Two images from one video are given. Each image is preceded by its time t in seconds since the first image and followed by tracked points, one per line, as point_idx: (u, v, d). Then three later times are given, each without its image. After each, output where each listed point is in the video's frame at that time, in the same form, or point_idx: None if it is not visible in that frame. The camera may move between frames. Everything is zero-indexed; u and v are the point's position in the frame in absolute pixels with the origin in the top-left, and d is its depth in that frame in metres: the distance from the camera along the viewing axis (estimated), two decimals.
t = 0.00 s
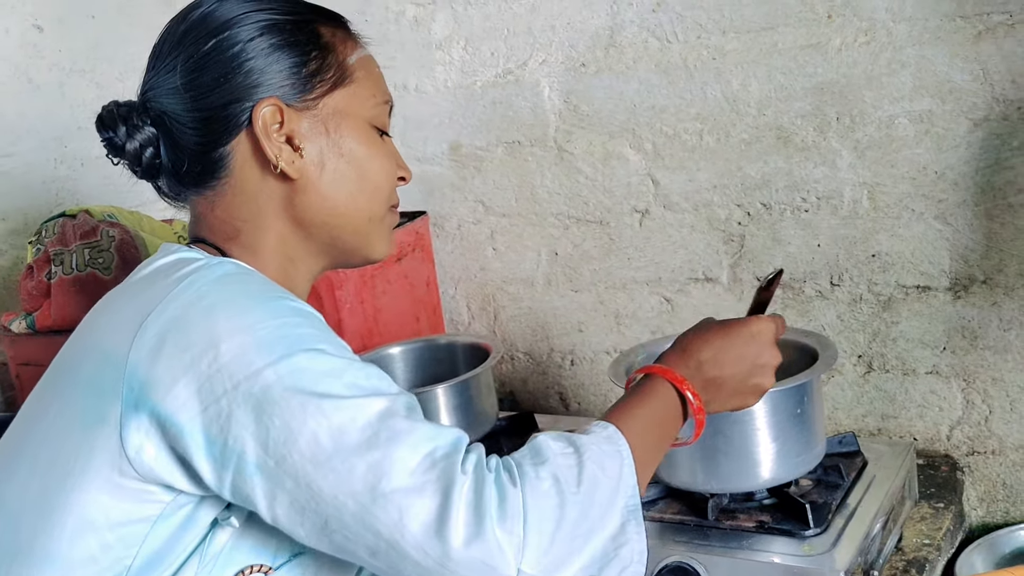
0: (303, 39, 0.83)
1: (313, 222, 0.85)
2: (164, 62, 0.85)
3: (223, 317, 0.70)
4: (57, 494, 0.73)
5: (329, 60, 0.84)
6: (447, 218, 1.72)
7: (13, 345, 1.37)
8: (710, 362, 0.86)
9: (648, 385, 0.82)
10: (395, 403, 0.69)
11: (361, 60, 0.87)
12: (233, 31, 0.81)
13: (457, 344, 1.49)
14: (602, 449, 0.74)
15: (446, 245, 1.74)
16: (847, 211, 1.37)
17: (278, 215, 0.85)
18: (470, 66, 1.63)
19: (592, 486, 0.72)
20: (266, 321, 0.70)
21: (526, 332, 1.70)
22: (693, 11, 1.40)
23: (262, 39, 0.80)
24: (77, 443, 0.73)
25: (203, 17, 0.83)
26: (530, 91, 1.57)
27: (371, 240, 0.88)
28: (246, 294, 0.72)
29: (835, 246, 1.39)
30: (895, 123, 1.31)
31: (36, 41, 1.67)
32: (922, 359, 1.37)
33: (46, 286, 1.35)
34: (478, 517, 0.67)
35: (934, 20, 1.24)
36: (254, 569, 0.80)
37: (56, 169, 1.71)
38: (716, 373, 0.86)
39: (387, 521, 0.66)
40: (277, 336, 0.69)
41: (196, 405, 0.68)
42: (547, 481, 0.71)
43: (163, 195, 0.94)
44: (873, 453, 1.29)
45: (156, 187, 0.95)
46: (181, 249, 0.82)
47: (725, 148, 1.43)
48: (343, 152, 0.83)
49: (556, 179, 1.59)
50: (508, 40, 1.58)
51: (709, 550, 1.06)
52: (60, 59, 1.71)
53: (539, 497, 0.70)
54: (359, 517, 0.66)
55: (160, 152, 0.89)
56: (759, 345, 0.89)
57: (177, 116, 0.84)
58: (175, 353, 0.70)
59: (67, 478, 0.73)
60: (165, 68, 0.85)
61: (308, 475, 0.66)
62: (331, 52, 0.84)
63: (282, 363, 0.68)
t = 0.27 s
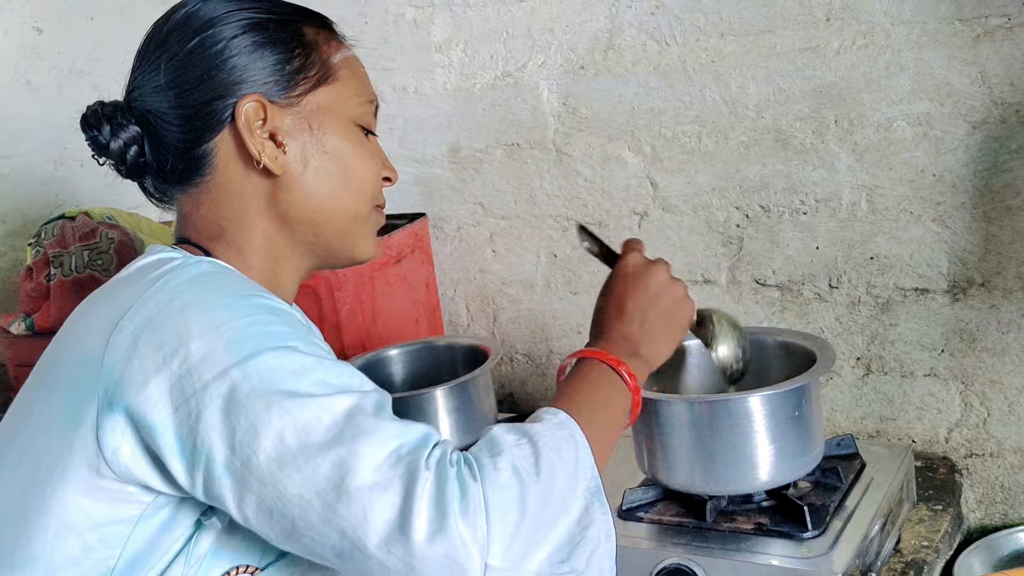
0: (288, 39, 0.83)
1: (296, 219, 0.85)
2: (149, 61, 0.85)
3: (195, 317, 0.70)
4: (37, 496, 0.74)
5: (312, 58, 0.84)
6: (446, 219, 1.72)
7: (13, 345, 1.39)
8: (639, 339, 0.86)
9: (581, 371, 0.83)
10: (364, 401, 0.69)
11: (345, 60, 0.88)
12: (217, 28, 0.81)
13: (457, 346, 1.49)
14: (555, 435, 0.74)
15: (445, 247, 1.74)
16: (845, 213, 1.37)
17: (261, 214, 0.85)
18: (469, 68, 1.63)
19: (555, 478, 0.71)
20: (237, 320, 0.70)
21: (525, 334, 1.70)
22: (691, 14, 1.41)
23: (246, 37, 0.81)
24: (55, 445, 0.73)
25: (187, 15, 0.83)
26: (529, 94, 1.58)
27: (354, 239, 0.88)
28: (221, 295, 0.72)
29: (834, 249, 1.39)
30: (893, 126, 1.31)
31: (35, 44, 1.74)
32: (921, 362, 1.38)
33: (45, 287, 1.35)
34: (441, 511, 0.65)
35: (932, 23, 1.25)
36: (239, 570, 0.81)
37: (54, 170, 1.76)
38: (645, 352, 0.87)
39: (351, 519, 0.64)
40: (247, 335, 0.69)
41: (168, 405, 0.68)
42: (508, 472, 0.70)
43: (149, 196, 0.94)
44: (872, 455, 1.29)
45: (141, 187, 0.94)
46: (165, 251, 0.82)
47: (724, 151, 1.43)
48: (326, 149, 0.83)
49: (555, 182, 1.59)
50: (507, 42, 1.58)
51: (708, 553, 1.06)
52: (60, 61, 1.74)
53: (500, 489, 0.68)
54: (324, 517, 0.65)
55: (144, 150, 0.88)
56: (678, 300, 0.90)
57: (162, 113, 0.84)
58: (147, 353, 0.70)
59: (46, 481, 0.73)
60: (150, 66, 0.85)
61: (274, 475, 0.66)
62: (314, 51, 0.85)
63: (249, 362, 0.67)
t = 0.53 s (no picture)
0: (293, 43, 0.85)
1: (280, 221, 0.83)
2: (153, 49, 0.87)
3: (173, 312, 0.70)
4: (23, 498, 0.75)
5: (315, 64, 0.85)
6: (447, 220, 1.72)
7: (15, 347, 1.39)
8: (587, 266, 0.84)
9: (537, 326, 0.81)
10: (345, 387, 0.68)
11: (349, 72, 0.88)
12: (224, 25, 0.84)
13: (458, 348, 1.49)
14: (524, 396, 0.72)
15: (446, 247, 1.74)
16: (847, 214, 1.37)
17: (247, 211, 0.84)
18: (470, 69, 1.62)
19: (531, 445, 0.69)
20: (215, 314, 0.70)
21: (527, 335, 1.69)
22: (693, 15, 1.40)
23: (251, 36, 0.83)
24: (39, 447, 0.74)
25: (197, 11, 0.86)
26: (530, 95, 1.57)
27: (340, 251, 0.86)
28: (200, 290, 0.72)
29: (835, 250, 1.39)
30: (895, 127, 1.31)
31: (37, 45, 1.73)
32: (923, 363, 1.37)
33: (45, 287, 1.35)
34: (425, 493, 0.64)
35: (935, 24, 1.24)
36: (227, 568, 0.81)
37: (56, 171, 1.76)
38: (599, 274, 0.84)
39: (338, 506, 0.64)
40: (226, 328, 0.69)
41: (148, 402, 0.68)
42: (484, 445, 0.68)
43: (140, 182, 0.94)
44: (874, 457, 1.29)
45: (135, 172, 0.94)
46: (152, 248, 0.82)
47: (726, 151, 1.43)
48: (316, 153, 0.82)
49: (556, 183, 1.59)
50: (508, 43, 1.58)
51: (710, 555, 1.06)
52: (61, 62, 1.74)
53: (480, 465, 0.67)
54: (311, 505, 0.65)
55: (138, 135, 0.89)
56: (610, 202, 0.87)
57: (158, 99, 0.85)
58: (127, 352, 0.70)
59: (30, 483, 0.74)
60: (153, 54, 0.87)
61: (257, 468, 0.65)
62: (318, 58, 0.86)
63: (228, 355, 0.67)
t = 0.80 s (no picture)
0: (292, 37, 0.85)
1: (281, 217, 0.84)
2: (151, 46, 0.87)
3: (178, 312, 0.71)
4: (24, 498, 0.75)
5: (313, 59, 0.85)
6: (448, 219, 1.72)
7: (15, 346, 1.39)
8: (608, 367, 0.88)
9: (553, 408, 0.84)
10: (348, 395, 0.69)
11: (348, 66, 0.88)
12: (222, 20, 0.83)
13: (458, 347, 1.49)
14: (538, 447, 0.75)
15: (447, 246, 1.73)
16: (848, 213, 1.37)
17: (247, 207, 0.84)
18: (471, 67, 1.62)
19: (538, 482, 0.72)
20: (220, 313, 0.70)
21: (527, 334, 1.69)
22: (694, 13, 1.40)
23: (250, 31, 0.83)
24: (39, 444, 0.74)
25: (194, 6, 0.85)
26: (531, 93, 1.57)
27: (340, 246, 0.87)
28: (205, 289, 0.73)
29: (836, 249, 1.39)
30: (896, 125, 1.30)
31: (37, 43, 1.74)
32: (924, 362, 1.37)
33: (46, 286, 1.35)
34: (422, 503, 0.66)
35: (936, 22, 1.24)
36: (227, 566, 0.82)
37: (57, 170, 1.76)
38: (619, 375, 0.88)
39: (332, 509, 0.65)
40: (230, 327, 0.70)
41: (148, 398, 0.69)
42: (491, 472, 0.71)
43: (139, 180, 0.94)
44: (875, 456, 1.29)
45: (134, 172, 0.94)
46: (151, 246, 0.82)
47: (727, 150, 1.43)
48: (317, 149, 0.83)
49: (557, 181, 1.59)
50: (509, 42, 1.58)
51: (711, 554, 1.06)
52: (61, 60, 1.74)
53: (484, 490, 0.69)
54: (305, 507, 0.65)
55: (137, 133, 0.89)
56: (631, 319, 0.93)
57: (157, 96, 0.85)
58: (128, 347, 0.70)
59: (30, 481, 0.74)
60: (150, 50, 0.87)
61: (254, 466, 0.66)
62: (317, 53, 0.86)
63: (231, 354, 0.68)
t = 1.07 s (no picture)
0: (309, 40, 0.85)
1: (289, 218, 0.84)
2: (171, 41, 0.87)
3: (181, 314, 0.71)
4: (27, 497, 0.75)
5: (332, 63, 0.85)
6: (448, 218, 1.72)
7: (16, 345, 1.38)
8: (586, 336, 0.92)
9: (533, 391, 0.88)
10: (347, 404, 0.70)
11: (365, 74, 0.89)
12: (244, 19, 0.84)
13: (458, 347, 1.49)
14: (528, 445, 0.76)
15: (447, 246, 1.74)
16: (849, 213, 1.37)
17: (255, 207, 0.84)
18: (471, 67, 1.62)
19: (530, 486, 0.74)
20: (222, 317, 0.71)
21: (527, 334, 1.69)
22: (694, 13, 1.40)
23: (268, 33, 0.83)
24: (42, 445, 0.74)
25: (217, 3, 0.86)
26: (531, 93, 1.57)
27: (346, 250, 0.87)
28: (206, 289, 0.73)
29: (837, 249, 1.39)
30: (897, 125, 1.31)
31: (37, 42, 1.74)
32: (924, 361, 1.37)
33: (47, 285, 1.34)
34: (420, 518, 0.67)
35: (936, 23, 1.24)
36: (232, 566, 0.83)
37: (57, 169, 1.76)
38: (597, 343, 0.92)
39: (331, 524, 0.66)
40: (233, 333, 0.70)
41: (150, 404, 0.69)
42: (485, 481, 0.72)
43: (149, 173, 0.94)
44: (875, 455, 1.29)
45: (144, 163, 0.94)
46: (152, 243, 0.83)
47: (727, 150, 1.43)
48: (330, 153, 0.83)
49: (558, 181, 1.59)
50: (509, 41, 1.58)
51: (711, 552, 1.06)
52: (62, 59, 1.74)
53: (479, 500, 0.71)
54: (304, 520, 0.67)
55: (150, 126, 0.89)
56: (605, 276, 0.95)
57: (172, 91, 0.85)
58: (130, 348, 0.71)
59: (34, 481, 0.74)
60: (170, 45, 0.87)
61: (254, 477, 0.67)
62: (335, 58, 0.86)
63: (232, 362, 0.68)
